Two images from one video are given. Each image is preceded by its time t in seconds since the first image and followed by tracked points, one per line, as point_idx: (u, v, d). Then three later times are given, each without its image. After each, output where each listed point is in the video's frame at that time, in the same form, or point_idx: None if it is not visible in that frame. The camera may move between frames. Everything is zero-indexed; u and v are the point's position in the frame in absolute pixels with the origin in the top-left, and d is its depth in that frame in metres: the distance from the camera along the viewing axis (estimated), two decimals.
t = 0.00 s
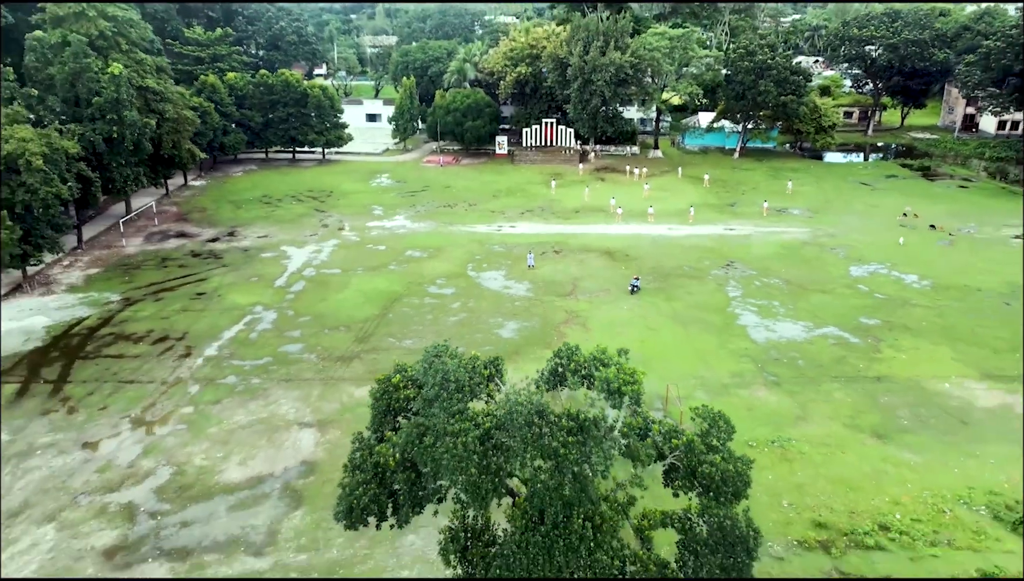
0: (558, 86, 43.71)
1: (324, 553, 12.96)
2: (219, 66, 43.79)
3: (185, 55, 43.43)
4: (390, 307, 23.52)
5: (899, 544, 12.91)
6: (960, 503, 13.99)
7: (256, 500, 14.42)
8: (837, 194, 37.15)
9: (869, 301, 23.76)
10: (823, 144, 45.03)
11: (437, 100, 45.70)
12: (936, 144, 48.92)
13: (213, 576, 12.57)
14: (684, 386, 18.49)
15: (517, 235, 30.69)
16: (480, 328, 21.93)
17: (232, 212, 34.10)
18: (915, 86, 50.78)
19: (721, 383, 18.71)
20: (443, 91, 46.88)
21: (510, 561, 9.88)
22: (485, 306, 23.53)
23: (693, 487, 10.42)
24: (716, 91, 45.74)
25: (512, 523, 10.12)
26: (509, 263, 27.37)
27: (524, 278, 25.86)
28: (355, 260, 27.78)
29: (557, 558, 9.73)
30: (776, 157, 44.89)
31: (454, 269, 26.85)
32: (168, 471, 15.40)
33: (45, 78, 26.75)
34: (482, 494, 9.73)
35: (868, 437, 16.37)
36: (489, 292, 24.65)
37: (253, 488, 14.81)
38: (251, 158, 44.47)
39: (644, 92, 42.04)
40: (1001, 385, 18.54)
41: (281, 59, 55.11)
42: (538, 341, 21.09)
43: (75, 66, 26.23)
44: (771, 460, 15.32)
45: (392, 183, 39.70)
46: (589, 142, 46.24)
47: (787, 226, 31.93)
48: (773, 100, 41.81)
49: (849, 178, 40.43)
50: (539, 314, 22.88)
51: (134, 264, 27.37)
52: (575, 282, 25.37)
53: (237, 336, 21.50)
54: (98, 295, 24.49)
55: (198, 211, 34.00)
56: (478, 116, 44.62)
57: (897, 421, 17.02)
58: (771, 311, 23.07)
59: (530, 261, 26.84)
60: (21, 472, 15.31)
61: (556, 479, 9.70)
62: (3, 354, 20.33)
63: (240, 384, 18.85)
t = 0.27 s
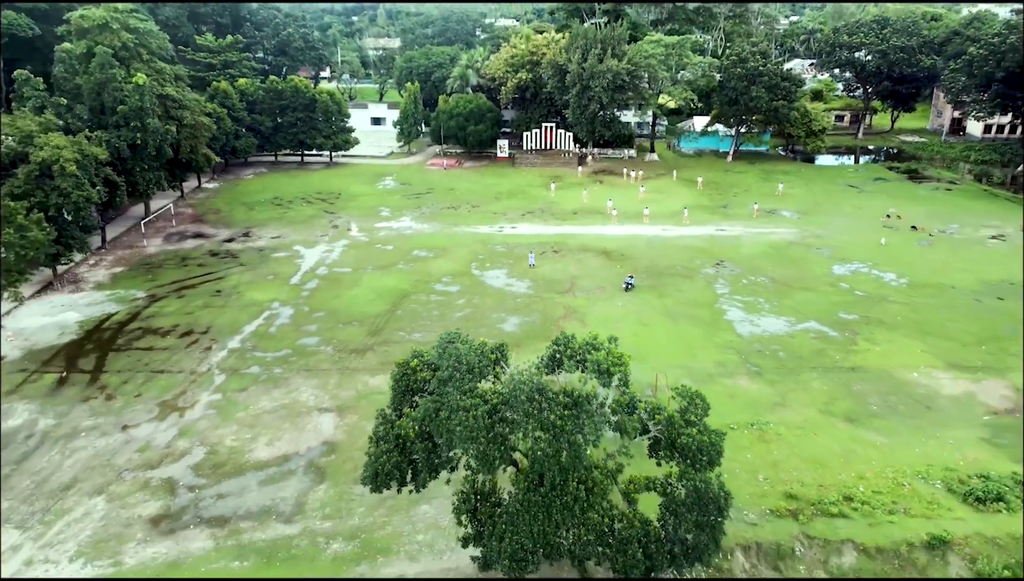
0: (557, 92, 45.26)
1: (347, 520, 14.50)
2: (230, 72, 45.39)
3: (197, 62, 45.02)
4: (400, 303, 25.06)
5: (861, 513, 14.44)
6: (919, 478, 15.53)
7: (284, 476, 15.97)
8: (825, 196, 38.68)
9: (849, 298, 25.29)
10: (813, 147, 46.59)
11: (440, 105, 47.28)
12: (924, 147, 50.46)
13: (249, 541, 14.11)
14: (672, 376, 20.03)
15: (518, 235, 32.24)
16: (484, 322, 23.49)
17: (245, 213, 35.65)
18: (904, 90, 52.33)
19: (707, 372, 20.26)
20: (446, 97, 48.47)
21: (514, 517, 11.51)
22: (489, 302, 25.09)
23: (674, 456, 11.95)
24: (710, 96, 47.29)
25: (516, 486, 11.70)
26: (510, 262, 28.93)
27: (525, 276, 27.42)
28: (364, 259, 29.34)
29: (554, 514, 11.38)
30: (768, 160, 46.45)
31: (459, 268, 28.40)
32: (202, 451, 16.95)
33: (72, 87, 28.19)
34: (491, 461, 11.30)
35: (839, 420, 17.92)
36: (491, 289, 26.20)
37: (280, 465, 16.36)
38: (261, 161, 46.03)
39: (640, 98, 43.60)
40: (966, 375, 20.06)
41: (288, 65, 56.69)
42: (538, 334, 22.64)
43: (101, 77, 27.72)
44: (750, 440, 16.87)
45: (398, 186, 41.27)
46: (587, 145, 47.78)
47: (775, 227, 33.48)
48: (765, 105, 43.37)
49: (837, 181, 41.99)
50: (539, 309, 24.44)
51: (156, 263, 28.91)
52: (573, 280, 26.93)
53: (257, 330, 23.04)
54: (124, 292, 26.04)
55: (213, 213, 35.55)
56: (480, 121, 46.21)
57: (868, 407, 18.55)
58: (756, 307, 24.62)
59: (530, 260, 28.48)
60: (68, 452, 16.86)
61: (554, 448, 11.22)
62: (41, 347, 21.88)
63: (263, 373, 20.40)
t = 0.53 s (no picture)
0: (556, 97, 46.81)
1: (366, 495, 16.04)
2: (240, 78, 46.96)
3: (208, 68, 46.59)
4: (408, 300, 26.61)
5: (829, 488, 15.97)
6: (885, 458, 17.07)
7: (306, 456, 17.51)
8: (815, 199, 40.22)
9: (831, 296, 26.84)
10: (805, 151, 48.14)
11: (443, 110, 48.85)
12: (913, 150, 52.01)
13: (277, 512, 15.66)
14: (663, 366, 21.58)
15: (519, 236, 33.78)
16: (487, 318, 25.04)
17: (257, 215, 37.18)
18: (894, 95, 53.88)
19: (695, 364, 21.80)
20: (449, 102, 50.06)
21: (517, 487, 13.12)
22: (492, 299, 26.65)
23: (659, 433, 13.50)
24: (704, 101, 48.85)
25: (519, 459, 13.27)
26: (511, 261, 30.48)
27: (526, 275, 28.97)
28: (373, 259, 30.88)
29: (553, 483, 12.98)
30: (761, 163, 48.00)
31: (463, 267, 29.94)
32: (230, 434, 18.50)
33: (97, 96, 29.83)
34: (497, 436, 12.87)
35: (816, 407, 19.47)
36: (494, 287, 27.74)
37: (303, 447, 17.91)
38: (270, 164, 47.59)
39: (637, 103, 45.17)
40: (935, 366, 21.62)
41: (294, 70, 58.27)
42: (538, 329, 24.18)
43: (126, 86, 29.42)
44: (732, 424, 18.42)
45: (403, 188, 42.81)
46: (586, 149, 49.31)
47: (765, 228, 35.04)
48: (757, 110, 44.94)
49: (826, 184, 43.56)
50: (539, 306, 25.99)
51: (175, 263, 30.45)
52: (572, 279, 28.48)
53: (275, 326, 24.58)
54: (148, 290, 27.59)
55: (227, 214, 37.08)
56: (482, 125, 47.79)
57: (842, 395, 20.10)
58: (743, 304, 26.16)
59: (530, 260, 30.14)
60: (109, 435, 18.42)
61: (552, 425, 12.76)
62: (74, 340, 23.41)
63: (283, 365, 21.94)
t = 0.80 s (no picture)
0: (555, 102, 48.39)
1: (382, 472, 17.62)
2: (250, 83, 48.57)
3: (219, 73, 48.19)
4: (415, 297, 28.19)
5: (804, 466, 17.55)
6: (856, 440, 18.67)
7: (326, 439, 19.09)
8: (805, 201, 41.81)
9: (815, 293, 28.44)
10: (796, 154, 49.72)
11: (447, 114, 50.45)
12: (901, 153, 53.62)
13: (301, 488, 17.23)
14: (654, 358, 23.15)
15: (520, 236, 35.37)
16: (491, 314, 26.63)
17: (269, 216, 38.76)
18: (884, 99, 55.51)
19: (685, 356, 23.37)
20: (452, 106, 51.67)
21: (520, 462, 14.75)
22: (495, 296, 28.25)
23: (647, 413, 15.07)
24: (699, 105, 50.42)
25: (521, 437, 14.85)
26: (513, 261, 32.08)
27: (527, 273, 30.57)
28: (381, 258, 32.47)
29: (552, 458, 14.56)
30: (754, 165, 49.59)
31: (467, 266, 31.53)
32: (255, 419, 20.08)
33: (119, 103, 31.47)
34: (501, 416, 14.46)
35: (795, 395, 21.05)
36: (497, 285, 29.33)
37: (323, 430, 19.50)
38: (278, 167, 49.16)
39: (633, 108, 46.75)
40: (909, 358, 23.22)
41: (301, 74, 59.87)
42: (538, 323, 25.77)
43: (147, 94, 30.91)
44: (717, 409, 20.00)
45: (408, 190, 44.39)
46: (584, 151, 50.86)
47: (755, 229, 36.63)
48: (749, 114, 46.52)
49: (816, 186, 45.15)
50: (540, 302, 27.59)
51: (194, 261, 32.03)
52: (570, 277, 30.09)
53: (291, 321, 26.17)
54: (169, 288, 29.17)
55: (240, 215, 38.65)
56: (484, 129, 49.40)
57: (821, 384, 21.68)
58: (732, 301, 27.76)
59: (531, 260, 31.81)
60: (143, 420, 20.00)
61: (551, 406, 14.29)
62: (103, 334, 24.99)
63: (300, 357, 23.51)
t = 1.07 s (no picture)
0: (555, 107, 49.94)
1: (395, 454, 19.18)
2: (259, 88, 50.14)
3: (230, 79, 49.77)
4: (422, 294, 29.73)
5: (783, 448, 19.10)
6: (832, 425, 20.23)
7: (343, 424, 20.65)
8: (796, 202, 43.38)
9: (801, 290, 29.99)
10: (789, 157, 51.28)
11: (450, 118, 52.05)
12: (891, 156, 55.19)
13: (322, 467, 18.78)
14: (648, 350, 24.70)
15: (521, 237, 36.89)
16: (493, 310, 28.20)
17: (279, 217, 40.31)
18: (874, 103, 57.09)
19: (676, 349, 24.91)
20: (455, 110, 53.23)
21: (522, 440, 16.38)
22: (498, 293, 29.81)
23: (637, 398, 16.62)
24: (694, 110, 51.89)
25: (523, 418, 16.42)
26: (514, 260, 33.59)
27: (528, 272, 32.11)
28: (389, 258, 34.00)
29: (550, 437, 16.17)
30: (747, 168, 51.14)
31: (471, 265, 33.03)
32: (275, 406, 21.63)
33: (139, 109, 33.03)
34: (506, 400, 16.03)
35: (778, 384, 22.59)
36: (499, 283, 30.86)
37: (339, 417, 21.03)
38: (286, 169, 50.73)
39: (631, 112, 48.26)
40: (886, 352, 24.79)
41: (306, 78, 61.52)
42: (539, 319, 27.33)
43: (166, 101, 32.41)
44: (704, 397, 21.55)
45: (412, 192, 45.94)
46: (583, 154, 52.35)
47: (747, 230, 38.18)
48: (743, 118, 48.08)
49: (807, 188, 46.68)
50: (539, 299, 29.15)
51: (210, 260, 33.58)
52: (569, 276, 31.62)
53: (305, 316, 27.72)
54: (188, 285, 30.70)
55: (251, 216, 40.20)
56: (486, 133, 50.98)
57: (802, 374, 23.23)
58: (722, 298, 29.28)
59: (534, 260, 33.39)
60: (172, 407, 21.56)
61: (550, 390, 15.83)
62: (129, 329, 26.53)
63: (315, 350, 25.07)
